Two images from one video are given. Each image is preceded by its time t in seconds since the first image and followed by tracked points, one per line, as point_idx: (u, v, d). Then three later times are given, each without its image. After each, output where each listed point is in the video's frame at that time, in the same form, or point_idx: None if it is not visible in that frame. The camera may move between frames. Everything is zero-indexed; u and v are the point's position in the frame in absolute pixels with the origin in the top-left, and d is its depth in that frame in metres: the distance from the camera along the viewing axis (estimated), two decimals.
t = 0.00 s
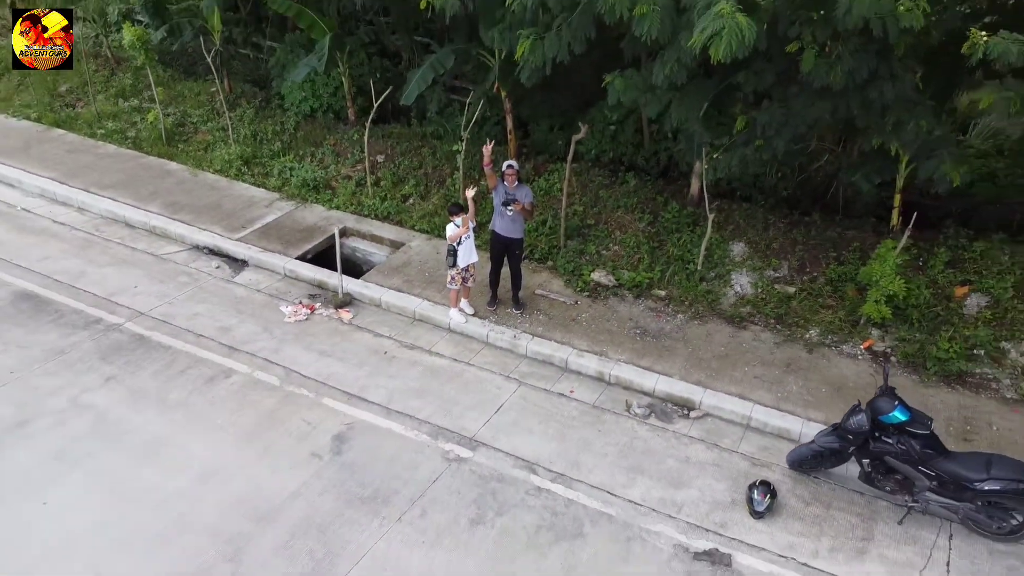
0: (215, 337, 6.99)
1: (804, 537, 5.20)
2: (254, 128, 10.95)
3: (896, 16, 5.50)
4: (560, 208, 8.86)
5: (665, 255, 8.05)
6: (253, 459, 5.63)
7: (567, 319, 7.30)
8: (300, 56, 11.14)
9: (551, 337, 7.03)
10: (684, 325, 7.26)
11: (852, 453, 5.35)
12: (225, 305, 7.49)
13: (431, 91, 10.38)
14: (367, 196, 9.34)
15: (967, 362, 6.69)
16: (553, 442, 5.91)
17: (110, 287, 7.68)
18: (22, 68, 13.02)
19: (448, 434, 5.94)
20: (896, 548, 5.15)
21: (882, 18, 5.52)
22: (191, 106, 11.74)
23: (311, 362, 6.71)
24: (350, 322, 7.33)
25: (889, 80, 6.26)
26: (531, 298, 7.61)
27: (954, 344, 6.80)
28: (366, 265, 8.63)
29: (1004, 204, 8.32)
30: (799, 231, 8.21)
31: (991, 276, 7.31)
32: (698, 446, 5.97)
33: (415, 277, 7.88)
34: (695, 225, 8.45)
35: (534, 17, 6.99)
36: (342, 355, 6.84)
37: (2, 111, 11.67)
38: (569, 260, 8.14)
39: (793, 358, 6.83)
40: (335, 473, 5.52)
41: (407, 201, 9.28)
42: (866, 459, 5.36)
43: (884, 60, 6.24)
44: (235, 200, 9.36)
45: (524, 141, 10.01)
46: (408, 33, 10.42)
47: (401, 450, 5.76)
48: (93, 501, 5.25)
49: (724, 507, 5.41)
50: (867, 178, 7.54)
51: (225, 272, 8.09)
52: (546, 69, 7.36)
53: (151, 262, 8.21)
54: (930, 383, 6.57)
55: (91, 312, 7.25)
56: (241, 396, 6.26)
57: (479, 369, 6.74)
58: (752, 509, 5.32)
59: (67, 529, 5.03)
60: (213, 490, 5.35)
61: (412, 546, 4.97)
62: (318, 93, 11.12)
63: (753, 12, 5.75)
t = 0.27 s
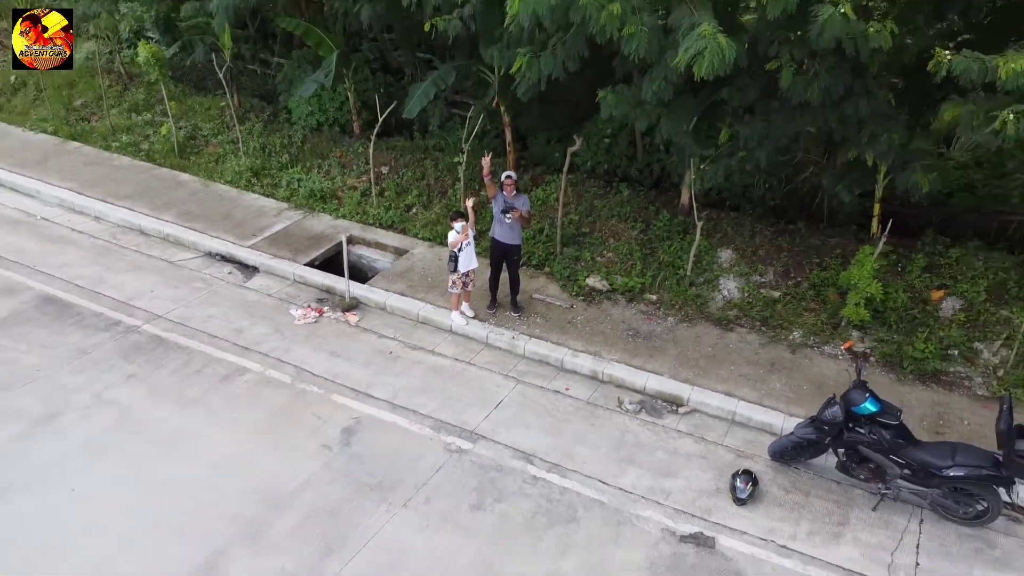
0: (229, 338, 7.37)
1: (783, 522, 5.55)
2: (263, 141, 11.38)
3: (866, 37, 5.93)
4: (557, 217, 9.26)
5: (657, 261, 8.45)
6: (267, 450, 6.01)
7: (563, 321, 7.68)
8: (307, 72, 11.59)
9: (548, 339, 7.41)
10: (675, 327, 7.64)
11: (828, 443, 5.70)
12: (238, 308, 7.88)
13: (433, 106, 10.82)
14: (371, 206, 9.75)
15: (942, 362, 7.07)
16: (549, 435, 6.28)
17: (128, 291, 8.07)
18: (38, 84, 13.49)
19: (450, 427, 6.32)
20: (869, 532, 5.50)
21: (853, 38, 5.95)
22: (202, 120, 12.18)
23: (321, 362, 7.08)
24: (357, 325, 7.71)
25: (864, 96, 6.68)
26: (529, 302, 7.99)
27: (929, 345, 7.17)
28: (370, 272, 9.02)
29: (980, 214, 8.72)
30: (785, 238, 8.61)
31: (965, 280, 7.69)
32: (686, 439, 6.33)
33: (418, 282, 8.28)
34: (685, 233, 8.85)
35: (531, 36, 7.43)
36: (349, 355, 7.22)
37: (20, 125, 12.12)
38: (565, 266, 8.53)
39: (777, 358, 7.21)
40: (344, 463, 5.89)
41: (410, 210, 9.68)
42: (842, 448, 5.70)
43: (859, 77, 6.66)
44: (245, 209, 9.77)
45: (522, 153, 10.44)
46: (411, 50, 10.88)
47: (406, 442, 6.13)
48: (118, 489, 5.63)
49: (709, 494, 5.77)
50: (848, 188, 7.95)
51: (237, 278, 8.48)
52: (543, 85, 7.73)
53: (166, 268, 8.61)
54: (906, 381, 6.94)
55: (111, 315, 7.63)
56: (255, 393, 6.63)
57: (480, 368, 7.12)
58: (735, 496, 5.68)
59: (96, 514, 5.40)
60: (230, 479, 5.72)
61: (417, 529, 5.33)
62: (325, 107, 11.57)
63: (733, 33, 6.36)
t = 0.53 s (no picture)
0: (243, 339, 7.76)
1: (765, 509, 5.92)
2: (271, 153, 11.83)
3: (841, 56, 6.37)
4: (554, 225, 9.67)
5: (649, 267, 8.85)
6: (281, 443, 6.39)
7: (560, 323, 8.08)
8: (314, 87, 12.06)
9: (545, 340, 7.80)
10: (666, 329, 8.03)
11: (807, 434, 6.08)
12: (251, 311, 8.27)
13: (435, 119, 11.27)
14: (376, 215, 10.16)
15: (919, 361, 7.45)
16: (546, 429, 6.65)
17: (145, 295, 8.47)
18: (54, 98, 13.95)
19: (453, 421, 6.70)
20: (846, 517, 5.87)
21: (828, 57, 6.40)
22: (212, 132, 12.63)
23: (330, 361, 7.47)
24: (364, 327, 8.10)
25: (842, 110, 7.12)
26: (527, 305, 8.39)
27: (907, 345, 7.55)
28: (376, 277, 9.43)
29: (957, 221, 9.14)
30: (772, 245, 9.02)
31: (942, 285, 8.09)
32: (675, 433, 6.71)
33: (422, 287, 8.67)
34: (677, 240, 9.25)
35: (529, 53, 7.88)
36: (357, 355, 7.60)
37: (37, 137, 12.57)
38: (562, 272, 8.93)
39: (763, 358, 7.59)
40: (354, 455, 6.27)
41: (413, 219, 10.10)
42: (820, 439, 6.10)
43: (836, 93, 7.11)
44: (256, 218, 10.18)
45: (521, 165, 10.87)
46: (414, 65, 11.35)
47: (411, 435, 6.52)
48: (143, 476, 6.00)
49: (696, 483, 6.14)
50: (830, 197, 8.37)
51: (249, 283, 8.89)
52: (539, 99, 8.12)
53: (181, 273, 9.01)
54: (885, 378, 7.32)
55: (130, 317, 8.03)
56: (268, 390, 7.02)
57: (481, 367, 7.50)
58: (721, 485, 6.05)
59: (122, 499, 5.78)
60: (247, 468, 6.10)
61: (422, 514, 5.71)
62: (331, 120, 12.02)
63: (719, 50, 6.91)
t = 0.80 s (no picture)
0: (256, 341, 8.17)
1: (750, 497, 6.31)
2: (281, 165, 12.27)
3: (819, 73, 6.83)
4: (553, 233, 10.10)
5: (643, 272, 9.26)
6: (294, 437, 6.78)
7: (558, 326, 8.48)
8: (322, 101, 12.53)
9: (544, 341, 8.20)
10: (659, 331, 8.44)
11: (789, 427, 6.46)
12: (264, 315, 8.68)
13: (439, 132, 11.74)
14: (382, 224, 10.59)
15: (899, 361, 7.85)
16: (544, 424, 7.05)
17: (163, 300, 8.89)
18: (69, 112, 14.43)
19: (456, 417, 7.09)
20: (826, 505, 6.26)
21: (807, 74, 6.86)
22: (223, 145, 13.09)
23: (340, 361, 7.88)
24: (371, 329, 8.51)
25: (822, 124, 7.58)
26: (527, 309, 8.79)
27: (888, 346, 7.95)
28: (382, 283, 9.84)
29: (938, 229, 9.57)
30: (760, 252, 9.43)
31: (922, 289, 8.51)
32: (666, 428, 7.10)
33: (427, 291, 9.09)
34: (670, 247, 9.67)
35: (528, 70, 8.34)
36: (365, 355, 8.01)
37: (54, 150, 13.03)
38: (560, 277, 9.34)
39: (751, 358, 7.99)
40: (363, 447, 6.66)
41: (417, 227, 10.53)
42: (801, 432, 6.49)
43: (817, 107, 7.56)
44: (267, 226, 10.61)
45: (521, 176, 11.32)
46: (418, 81, 11.83)
47: (416, 429, 6.91)
48: (164, 467, 6.39)
49: (685, 474, 6.53)
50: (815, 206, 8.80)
51: (261, 288, 9.30)
52: (538, 113, 8.53)
53: (196, 279, 9.43)
54: (866, 377, 7.71)
55: (149, 320, 8.44)
56: (281, 387, 7.42)
57: (483, 367, 7.90)
58: (709, 475, 6.43)
59: (145, 489, 6.15)
60: (262, 459, 6.49)
61: (427, 501, 6.09)
62: (338, 133, 12.47)
63: (706, 68, 7.37)
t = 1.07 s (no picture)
0: (268, 342, 8.59)
1: (735, 486, 6.70)
2: (288, 176, 12.73)
3: (798, 89, 7.29)
4: (550, 241, 10.53)
5: (636, 277, 9.69)
6: (305, 430, 7.18)
7: (554, 328, 8.90)
8: (328, 114, 13.01)
9: (542, 342, 8.61)
10: (651, 333, 8.85)
11: (771, 421, 6.87)
12: (275, 318, 9.11)
13: (441, 145, 12.22)
14: (386, 232, 11.03)
15: (879, 361, 8.25)
16: (541, 420, 7.45)
17: (178, 303, 9.31)
18: (84, 125, 14.92)
19: (457, 413, 7.50)
20: (806, 494, 6.65)
21: (787, 90, 7.32)
22: (233, 156, 13.57)
23: (347, 361, 8.29)
24: (377, 331, 8.92)
25: (803, 136, 8.04)
26: (525, 312, 9.21)
27: (868, 347, 8.36)
28: (386, 288, 10.26)
29: (918, 237, 10.01)
30: (749, 259, 9.86)
31: (901, 293, 8.93)
32: (656, 423, 7.50)
33: (429, 296, 9.51)
34: (662, 254, 10.10)
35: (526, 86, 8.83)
36: (371, 356, 8.42)
37: (70, 161, 13.51)
38: (557, 283, 9.76)
39: (738, 358, 8.39)
40: (370, 440, 7.06)
41: (420, 235, 10.97)
42: (783, 425, 6.89)
43: (798, 120, 8.03)
44: (276, 234, 11.05)
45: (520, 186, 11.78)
46: (421, 95, 12.32)
47: (420, 424, 7.31)
48: (183, 458, 6.78)
49: (674, 465, 6.92)
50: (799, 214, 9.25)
51: (271, 293, 9.73)
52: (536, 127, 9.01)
53: (209, 284, 9.86)
54: (847, 376, 8.11)
55: (165, 322, 8.87)
56: (292, 385, 7.83)
57: (484, 366, 8.31)
58: (696, 466, 6.83)
59: (165, 478, 6.52)
60: (276, 451, 6.88)
61: (431, 489, 6.49)
62: (344, 146, 12.95)
63: (693, 83, 7.84)
